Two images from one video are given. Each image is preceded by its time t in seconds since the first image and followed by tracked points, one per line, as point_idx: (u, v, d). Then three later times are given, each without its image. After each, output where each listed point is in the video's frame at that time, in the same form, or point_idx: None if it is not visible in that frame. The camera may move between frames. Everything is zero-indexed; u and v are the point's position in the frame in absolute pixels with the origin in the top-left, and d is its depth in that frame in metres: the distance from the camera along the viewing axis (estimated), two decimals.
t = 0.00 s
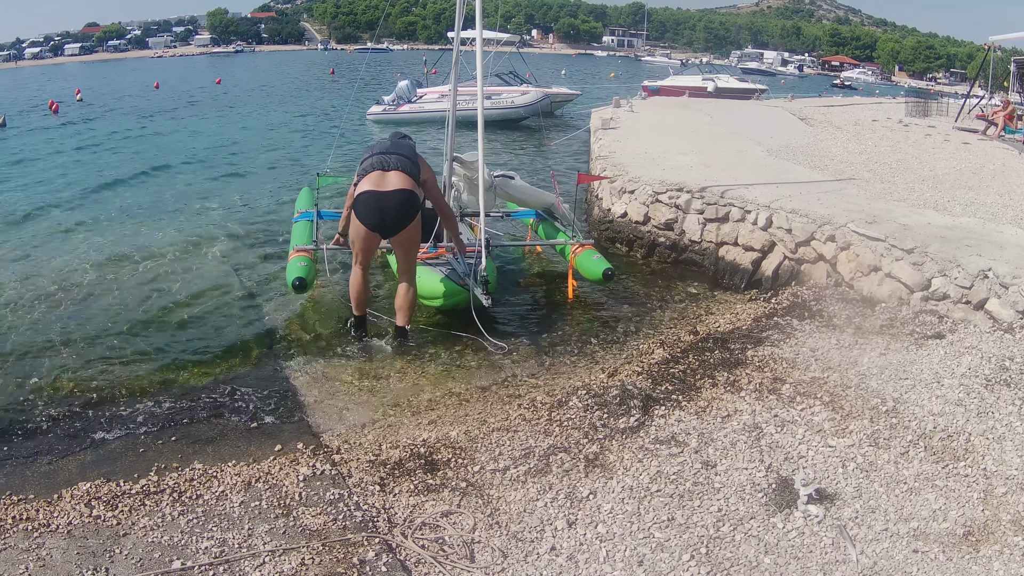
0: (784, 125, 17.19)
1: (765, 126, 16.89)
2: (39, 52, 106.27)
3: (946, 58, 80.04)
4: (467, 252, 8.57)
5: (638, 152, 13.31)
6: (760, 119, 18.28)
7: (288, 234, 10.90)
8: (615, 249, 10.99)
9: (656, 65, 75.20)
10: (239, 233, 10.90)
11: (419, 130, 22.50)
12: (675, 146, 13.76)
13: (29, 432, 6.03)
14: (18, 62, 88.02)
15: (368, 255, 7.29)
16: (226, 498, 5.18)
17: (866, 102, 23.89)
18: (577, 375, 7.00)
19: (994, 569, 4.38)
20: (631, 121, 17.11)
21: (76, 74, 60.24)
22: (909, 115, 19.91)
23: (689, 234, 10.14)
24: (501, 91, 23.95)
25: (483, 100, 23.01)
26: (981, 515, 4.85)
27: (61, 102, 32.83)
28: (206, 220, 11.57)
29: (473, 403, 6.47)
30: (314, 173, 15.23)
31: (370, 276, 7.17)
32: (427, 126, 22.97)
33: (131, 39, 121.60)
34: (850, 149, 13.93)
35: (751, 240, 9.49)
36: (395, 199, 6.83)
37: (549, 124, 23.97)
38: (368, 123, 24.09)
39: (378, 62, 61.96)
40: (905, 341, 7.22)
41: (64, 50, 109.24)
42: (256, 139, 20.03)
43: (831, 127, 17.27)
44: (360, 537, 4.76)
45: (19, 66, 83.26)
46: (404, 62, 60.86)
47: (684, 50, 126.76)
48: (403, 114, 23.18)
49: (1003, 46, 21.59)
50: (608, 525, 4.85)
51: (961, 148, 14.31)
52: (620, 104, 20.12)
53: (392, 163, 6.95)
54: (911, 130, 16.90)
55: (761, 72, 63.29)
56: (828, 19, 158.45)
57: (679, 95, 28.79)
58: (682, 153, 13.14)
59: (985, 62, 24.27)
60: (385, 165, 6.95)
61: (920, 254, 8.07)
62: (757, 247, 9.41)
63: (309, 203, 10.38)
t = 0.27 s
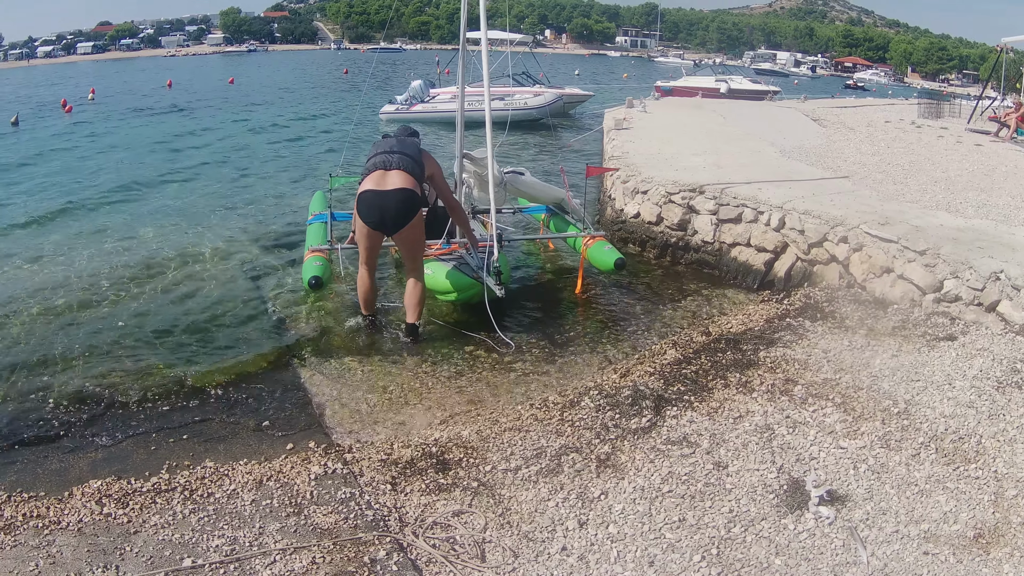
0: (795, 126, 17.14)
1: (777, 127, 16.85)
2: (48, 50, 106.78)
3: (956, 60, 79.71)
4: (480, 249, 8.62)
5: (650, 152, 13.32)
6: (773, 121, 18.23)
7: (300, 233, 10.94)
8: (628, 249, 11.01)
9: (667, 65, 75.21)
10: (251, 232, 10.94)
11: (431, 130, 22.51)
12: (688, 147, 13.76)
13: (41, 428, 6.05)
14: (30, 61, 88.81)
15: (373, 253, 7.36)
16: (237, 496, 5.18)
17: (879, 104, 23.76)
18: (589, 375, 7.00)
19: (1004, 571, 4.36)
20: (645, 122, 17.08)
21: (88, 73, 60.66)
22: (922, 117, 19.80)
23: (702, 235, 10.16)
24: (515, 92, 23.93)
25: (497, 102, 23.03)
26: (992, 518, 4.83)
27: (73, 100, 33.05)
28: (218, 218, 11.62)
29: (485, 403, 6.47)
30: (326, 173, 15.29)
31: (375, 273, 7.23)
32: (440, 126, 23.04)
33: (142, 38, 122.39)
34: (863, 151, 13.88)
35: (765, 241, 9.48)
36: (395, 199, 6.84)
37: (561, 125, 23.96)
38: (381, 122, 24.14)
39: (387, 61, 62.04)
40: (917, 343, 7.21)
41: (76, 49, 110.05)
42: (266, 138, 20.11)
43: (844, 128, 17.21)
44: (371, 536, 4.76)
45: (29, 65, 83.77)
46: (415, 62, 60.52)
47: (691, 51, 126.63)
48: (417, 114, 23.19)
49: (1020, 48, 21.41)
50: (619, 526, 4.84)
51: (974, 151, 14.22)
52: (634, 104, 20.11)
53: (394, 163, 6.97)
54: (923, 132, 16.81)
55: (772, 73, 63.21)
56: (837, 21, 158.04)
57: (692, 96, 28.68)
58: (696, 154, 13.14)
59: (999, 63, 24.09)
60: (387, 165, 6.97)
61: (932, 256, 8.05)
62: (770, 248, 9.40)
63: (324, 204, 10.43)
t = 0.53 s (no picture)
0: (801, 126, 17.11)
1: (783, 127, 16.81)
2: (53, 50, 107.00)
3: (961, 60, 79.51)
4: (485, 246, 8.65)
5: (657, 152, 13.31)
6: (780, 121, 18.20)
7: (306, 232, 10.95)
8: (634, 249, 11.00)
9: (673, 65, 75.21)
10: (257, 231, 10.94)
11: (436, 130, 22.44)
12: (694, 147, 13.75)
13: (48, 426, 6.06)
14: (37, 60, 89.20)
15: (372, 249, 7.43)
16: (243, 496, 5.18)
17: (886, 104, 23.72)
18: (595, 375, 6.98)
19: (1009, 573, 4.35)
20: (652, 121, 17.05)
21: (95, 72, 60.85)
22: (928, 117, 19.76)
23: (708, 235, 10.12)
24: (522, 93, 23.92)
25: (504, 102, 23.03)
26: (998, 519, 4.82)
27: (80, 99, 33.13)
28: (224, 217, 11.63)
29: (491, 403, 6.46)
30: (332, 172, 15.31)
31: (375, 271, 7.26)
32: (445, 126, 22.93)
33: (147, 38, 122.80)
34: (870, 151, 13.86)
35: (770, 242, 9.44)
36: (389, 197, 6.87)
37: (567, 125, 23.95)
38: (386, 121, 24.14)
39: (392, 61, 62.01)
40: (923, 343, 7.20)
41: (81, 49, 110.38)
42: (271, 137, 20.13)
43: (851, 129, 17.17)
44: (377, 536, 4.76)
45: (34, 64, 83.92)
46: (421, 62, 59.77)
47: (695, 51, 126.48)
48: (423, 113, 23.17)
49: None
50: (625, 526, 4.83)
51: (981, 151, 14.19)
52: (641, 104, 20.10)
53: (390, 160, 6.99)
54: (930, 133, 16.77)
55: (778, 73, 63.11)
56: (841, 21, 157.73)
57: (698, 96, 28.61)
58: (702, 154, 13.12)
59: (1007, 64, 23.99)
60: (383, 162, 7.00)
61: (939, 257, 8.04)
62: (776, 248, 9.36)
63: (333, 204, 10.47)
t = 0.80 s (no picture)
0: (802, 126, 17.11)
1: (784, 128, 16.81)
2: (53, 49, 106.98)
3: (962, 60, 79.45)
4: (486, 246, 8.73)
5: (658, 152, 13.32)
6: (780, 121, 18.21)
7: (307, 232, 10.95)
8: (635, 249, 10.99)
9: (675, 65, 75.21)
10: (258, 231, 10.94)
11: (437, 130, 22.43)
12: (695, 147, 13.75)
13: (48, 426, 6.06)
14: (37, 60, 89.15)
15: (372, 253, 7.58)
16: (244, 496, 5.18)
17: (886, 104, 23.73)
18: (596, 375, 6.98)
19: (1010, 573, 4.35)
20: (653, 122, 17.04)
21: (97, 73, 60.86)
22: (929, 118, 19.77)
23: (710, 235, 10.11)
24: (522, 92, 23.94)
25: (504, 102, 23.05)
26: (998, 519, 4.82)
27: (81, 99, 33.13)
28: (225, 217, 11.63)
29: (492, 403, 6.46)
30: (333, 172, 15.30)
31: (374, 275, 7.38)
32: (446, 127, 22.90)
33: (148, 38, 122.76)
34: (870, 151, 13.86)
35: (771, 242, 9.42)
36: (386, 205, 6.98)
37: (567, 125, 23.96)
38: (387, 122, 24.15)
39: (393, 61, 62.03)
40: (924, 343, 7.20)
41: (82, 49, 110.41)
42: (271, 137, 20.14)
43: (851, 129, 17.18)
44: (378, 536, 4.76)
45: (39, 65, 84.16)
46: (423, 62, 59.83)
47: (696, 51, 126.44)
48: (424, 113, 23.19)
49: None
50: (626, 526, 4.83)
51: (981, 151, 14.20)
52: (641, 105, 20.11)
53: (388, 169, 7.07)
54: (931, 133, 16.78)
55: (780, 73, 63.11)
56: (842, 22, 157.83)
57: (700, 96, 28.58)
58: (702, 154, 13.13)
59: (1007, 64, 24.01)
60: (381, 171, 7.09)
61: (940, 257, 8.04)
62: (777, 248, 9.34)
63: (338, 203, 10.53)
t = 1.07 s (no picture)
0: (803, 127, 17.11)
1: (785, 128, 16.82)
2: (54, 49, 106.99)
3: (963, 60, 79.46)
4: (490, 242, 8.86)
5: (660, 152, 13.31)
6: (781, 121, 18.22)
7: (308, 232, 10.94)
8: (636, 250, 10.98)
9: (677, 65, 75.19)
10: (259, 231, 10.94)
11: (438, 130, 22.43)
12: (697, 147, 13.75)
13: (49, 426, 6.06)
14: (39, 61, 89.45)
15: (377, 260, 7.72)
16: (244, 496, 5.18)
17: (886, 104, 23.75)
18: (596, 375, 6.98)
19: (1010, 573, 4.35)
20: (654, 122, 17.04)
21: (98, 73, 60.84)
22: (930, 118, 19.79)
23: (711, 235, 10.11)
24: (522, 91, 23.95)
25: (504, 101, 23.06)
26: (999, 520, 4.82)
27: (82, 99, 33.11)
28: (225, 217, 11.61)
29: (493, 403, 6.47)
30: (333, 172, 15.29)
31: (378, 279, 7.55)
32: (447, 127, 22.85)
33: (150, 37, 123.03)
34: (871, 151, 13.87)
35: (772, 242, 9.41)
36: (388, 215, 7.09)
37: (568, 125, 23.97)
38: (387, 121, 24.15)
39: (394, 61, 61.98)
40: (925, 344, 7.20)
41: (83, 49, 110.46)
42: (272, 137, 20.13)
43: (852, 128, 17.19)
44: (378, 536, 4.76)
45: (39, 65, 84.13)
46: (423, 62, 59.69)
47: (697, 51, 126.42)
48: (424, 112, 23.20)
49: None
50: (626, 527, 4.83)
51: (981, 151, 14.21)
52: (642, 105, 20.12)
53: (390, 178, 7.17)
54: (931, 133, 16.80)
55: (781, 74, 63.13)
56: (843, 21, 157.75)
57: (701, 96, 28.59)
58: (704, 154, 13.12)
59: (1008, 65, 24.04)
60: (383, 180, 7.19)
61: (941, 257, 8.04)
62: (778, 248, 9.34)
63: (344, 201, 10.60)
